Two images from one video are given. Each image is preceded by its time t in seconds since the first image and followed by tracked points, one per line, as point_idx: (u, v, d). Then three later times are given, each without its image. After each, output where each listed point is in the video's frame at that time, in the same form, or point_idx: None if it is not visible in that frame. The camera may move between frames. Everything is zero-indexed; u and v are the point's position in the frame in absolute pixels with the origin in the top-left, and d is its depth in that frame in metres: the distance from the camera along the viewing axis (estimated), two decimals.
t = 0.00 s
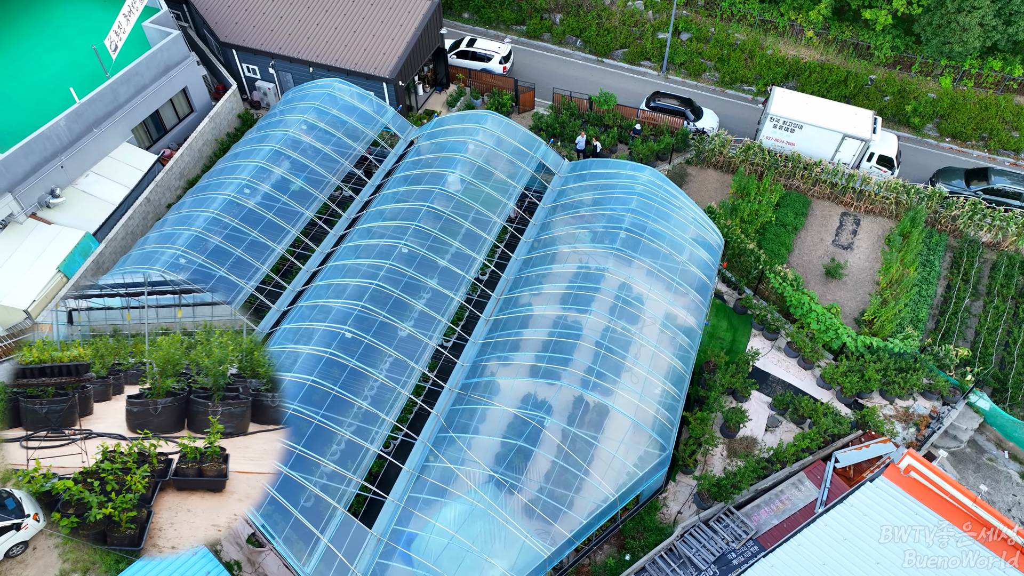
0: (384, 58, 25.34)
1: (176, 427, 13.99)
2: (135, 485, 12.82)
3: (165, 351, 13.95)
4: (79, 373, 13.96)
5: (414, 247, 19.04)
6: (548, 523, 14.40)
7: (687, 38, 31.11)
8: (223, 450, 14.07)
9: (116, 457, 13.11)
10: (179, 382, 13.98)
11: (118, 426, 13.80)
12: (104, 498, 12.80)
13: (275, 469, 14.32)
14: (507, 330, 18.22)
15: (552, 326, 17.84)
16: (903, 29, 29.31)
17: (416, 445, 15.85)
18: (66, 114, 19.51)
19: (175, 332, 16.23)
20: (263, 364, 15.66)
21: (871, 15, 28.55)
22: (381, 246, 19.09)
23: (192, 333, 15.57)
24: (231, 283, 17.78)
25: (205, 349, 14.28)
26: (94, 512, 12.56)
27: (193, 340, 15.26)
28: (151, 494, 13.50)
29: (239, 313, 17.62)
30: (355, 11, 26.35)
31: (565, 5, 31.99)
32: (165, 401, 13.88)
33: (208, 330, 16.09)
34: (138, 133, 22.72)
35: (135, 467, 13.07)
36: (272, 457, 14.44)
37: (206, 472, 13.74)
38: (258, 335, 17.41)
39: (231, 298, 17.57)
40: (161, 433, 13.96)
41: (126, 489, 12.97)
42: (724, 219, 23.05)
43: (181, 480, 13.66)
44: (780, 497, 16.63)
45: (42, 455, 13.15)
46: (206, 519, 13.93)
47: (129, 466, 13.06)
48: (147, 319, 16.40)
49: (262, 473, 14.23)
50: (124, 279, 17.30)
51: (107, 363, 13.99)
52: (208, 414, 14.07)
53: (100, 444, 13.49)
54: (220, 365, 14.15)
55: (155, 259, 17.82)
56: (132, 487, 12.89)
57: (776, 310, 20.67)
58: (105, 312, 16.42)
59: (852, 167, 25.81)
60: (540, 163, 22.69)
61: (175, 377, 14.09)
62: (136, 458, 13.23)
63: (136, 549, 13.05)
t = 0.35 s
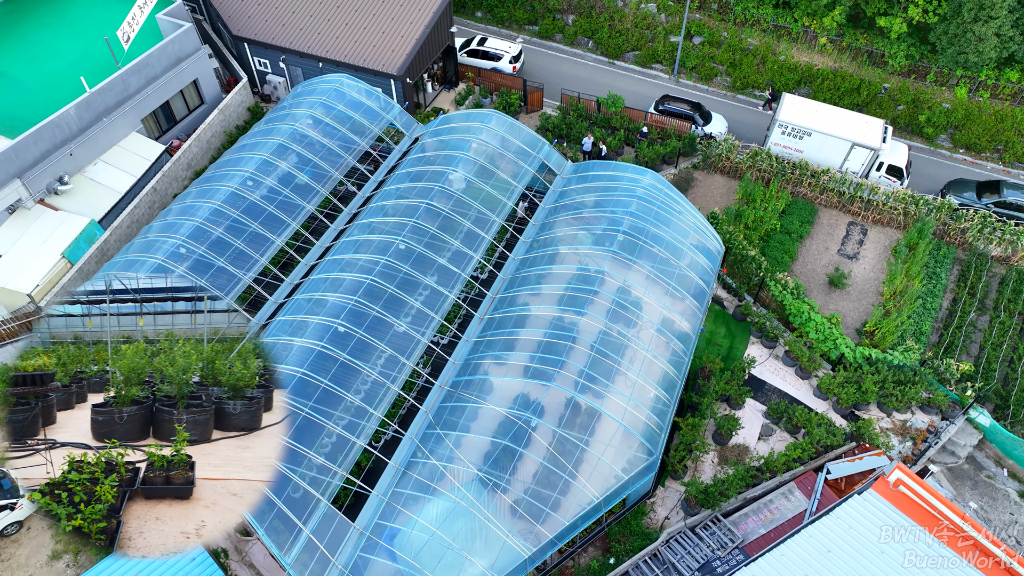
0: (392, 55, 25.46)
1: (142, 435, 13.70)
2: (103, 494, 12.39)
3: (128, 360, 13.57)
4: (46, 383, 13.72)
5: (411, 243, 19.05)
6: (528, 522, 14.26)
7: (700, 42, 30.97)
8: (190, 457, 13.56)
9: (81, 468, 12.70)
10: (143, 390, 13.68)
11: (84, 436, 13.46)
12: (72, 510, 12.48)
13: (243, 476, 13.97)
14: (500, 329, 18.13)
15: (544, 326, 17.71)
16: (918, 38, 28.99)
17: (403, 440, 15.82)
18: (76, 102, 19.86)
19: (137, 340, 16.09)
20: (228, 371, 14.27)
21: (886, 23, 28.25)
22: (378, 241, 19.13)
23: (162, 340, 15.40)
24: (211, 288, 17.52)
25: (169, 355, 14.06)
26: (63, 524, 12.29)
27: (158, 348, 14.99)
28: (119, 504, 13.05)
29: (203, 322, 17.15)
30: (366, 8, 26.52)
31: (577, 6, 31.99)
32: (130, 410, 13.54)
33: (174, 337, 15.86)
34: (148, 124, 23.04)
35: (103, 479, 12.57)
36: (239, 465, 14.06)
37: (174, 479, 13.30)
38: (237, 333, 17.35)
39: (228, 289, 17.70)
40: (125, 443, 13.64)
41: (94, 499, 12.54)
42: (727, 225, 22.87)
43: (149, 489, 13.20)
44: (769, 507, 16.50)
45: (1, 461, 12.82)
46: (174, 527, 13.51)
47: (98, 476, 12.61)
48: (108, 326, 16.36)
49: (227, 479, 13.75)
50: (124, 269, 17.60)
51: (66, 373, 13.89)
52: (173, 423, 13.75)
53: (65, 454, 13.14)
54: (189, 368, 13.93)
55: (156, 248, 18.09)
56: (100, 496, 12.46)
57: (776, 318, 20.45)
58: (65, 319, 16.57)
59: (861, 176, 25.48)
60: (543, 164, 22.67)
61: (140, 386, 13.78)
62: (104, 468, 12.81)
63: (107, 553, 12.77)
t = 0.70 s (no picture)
0: (401, 52, 25.60)
1: (115, 438, 13.56)
2: (83, 495, 11.90)
3: (99, 363, 13.50)
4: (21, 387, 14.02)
5: (409, 239, 19.07)
6: (510, 522, 14.21)
7: (712, 46, 30.78)
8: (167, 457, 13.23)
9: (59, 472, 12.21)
10: (116, 393, 13.55)
11: (56, 439, 13.31)
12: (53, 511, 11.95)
13: (216, 477, 13.96)
14: (493, 327, 18.12)
15: (537, 326, 17.62)
16: (933, 47, 28.65)
17: (392, 435, 15.92)
18: (87, 92, 20.19)
19: (103, 344, 16.42)
20: (198, 375, 14.25)
21: (900, 31, 27.91)
22: (376, 236, 19.18)
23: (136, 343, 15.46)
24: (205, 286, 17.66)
25: (142, 359, 13.89)
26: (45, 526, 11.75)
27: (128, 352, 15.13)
28: (99, 506, 12.54)
29: (169, 326, 16.93)
30: (377, 5, 26.69)
31: (590, 7, 31.92)
32: (102, 414, 13.34)
33: (142, 343, 15.87)
34: (158, 114, 23.36)
35: (84, 481, 12.15)
36: (211, 466, 14.12)
37: (152, 481, 12.94)
38: (203, 337, 16.86)
39: (226, 280, 17.90)
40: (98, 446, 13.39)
41: (76, 502, 12.08)
42: (730, 231, 22.72)
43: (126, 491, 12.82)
44: (758, 516, 16.36)
45: None
46: (154, 527, 13.08)
47: (77, 478, 12.15)
48: (72, 329, 16.84)
49: (201, 480, 13.85)
50: (126, 257, 17.92)
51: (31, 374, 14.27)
52: (146, 425, 13.55)
53: (41, 459, 12.83)
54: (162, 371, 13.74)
55: (159, 237, 18.37)
56: (83, 498, 12.00)
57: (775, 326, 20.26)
58: (34, 323, 17.02)
59: (869, 185, 25.19)
60: (545, 164, 22.64)
61: (111, 390, 13.69)
62: (81, 471, 12.32)
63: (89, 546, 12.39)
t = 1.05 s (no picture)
0: (410, 50, 25.75)
1: (106, 437, 13.74)
2: (84, 490, 11.90)
3: (88, 363, 13.72)
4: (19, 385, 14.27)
5: (407, 236, 19.18)
6: (493, 519, 14.20)
7: (724, 50, 30.60)
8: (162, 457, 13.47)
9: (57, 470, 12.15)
10: (106, 392, 13.74)
11: (49, 438, 13.55)
12: (56, 507, 11.78)
13: (209, 472, 14.24)
14: (486, 325, 18.12)
15: (530, 326, 17.57)
16: (948, 56, 28.26)
17: (381, 429, 16.03)
18: (98, 81, 20.55)
19: (87, 344, 16.06)
20: (187, 374, 14.52)
21: (915, 39, 27.56)
22: (375, 232, 19.29)
23: (128, 344, 15.25)
24: (192, 287, 17.67)
25: (132, 359, 14.16)
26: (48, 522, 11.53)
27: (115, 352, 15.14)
28: (100, 504, 12.54)
29: (152, 325, 16.65)
30: (389, 2, 26.87)
31: (603, 9, 31.85)
32: (94, 412, 13.54)
33: (127, 343, 15.71)
34: (168, 105, 23.71)
35: (83, 478, 12.14)
36: (203, 462, 14.38)
37: (148, 477, 13.13)
38: (186, 337, 16.59)
39: (225, 270, 18.14)
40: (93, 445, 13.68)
41: (78, 497, 12.05)
42: (733, 236, 22.59)
43: (124, 488, 12.95)
44: (745, 523, 16.41)
45: None
46: (152, 522, 13.05)
47: (76, 475, 12.14)
48: (55, 329, 16.43)
49: (195, 476, 14.13)
50: (129, 245, 18.22)
51: (27, 375, 14.52)
52: (139, 424, 13.80)
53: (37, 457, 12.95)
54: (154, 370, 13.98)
55: (162, 226, 18.65)
56: (84, 493, 11.99)
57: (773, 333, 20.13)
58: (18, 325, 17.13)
59: (878, 194, 24.91)
60: (548, 165, 22.65)
61: (101, 389, 13.85)
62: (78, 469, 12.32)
63: (89, 544, 12.05)
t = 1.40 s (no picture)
0: (419, 47, 25.88)
1: (113, 434, 13.80)
2: (103, 483, 12.24)
3: (94, 362, 13.82)
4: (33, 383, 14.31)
5: (405, 232, 19.29)
6: (477, 516, 14.25)
7: (736, 55, 30.39)
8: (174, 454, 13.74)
9: (73, 465, 12.56)
10: (113, 390, 13.93)
11: (56, 436, 13.48)
12: (76, 502, 12.04)
13: (218, 468, 14.30)
14: (480, 323, 18.11)
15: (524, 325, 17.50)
16: (963, 66, 27.89)
17: (370, 423, 16.14)
18: (109, 71, 20.89)
19: (87, 344, 15.95)
20: (193, 372, 14.68)
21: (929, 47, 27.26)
22: (373, 227, 19.41)
23: (133, 343, 15.36)
24: (191, 277, 17.89)
25: (137, 356, 14.41)
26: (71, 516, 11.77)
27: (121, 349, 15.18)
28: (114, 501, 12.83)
29: (152, 325, 16.55)
30: None
31: (616, 10, 31.77)
32: (103, 409, 13.67)
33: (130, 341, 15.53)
34: (179, 96, 24.05)
35: (100, 473, 12.49)
36: (211, 458, 14.40)
37: (160, 472, 13.41)
38: (185, 335, 16.58)
39: (224, 261, 18.43)
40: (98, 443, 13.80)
41: (96, 491, 12.33)
42: (735, 242, 22.44)
43: (137, 482, 13.20)
44: (732, 531, 16.36)
45: None
46: (167, 514, 13.51)
47: (93, 471, 12.46)
48: (54, 328, 16.36)
49: (204, 471, 14.16)
50: (133, 233, 18.53)
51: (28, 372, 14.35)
52: (146, 421, 13.92)
53: (52, 453, 13.11)
54: (162, 368, 14.34)
55: (166, 215, 18.95)
56: (103, 487, 12.32)
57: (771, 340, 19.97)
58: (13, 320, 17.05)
59: (885, 204, 24.61)
60: (551, 165, 22.65)
61: (108, 387, 14.02)
62: (92, 466, 12.62)
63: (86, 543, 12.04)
